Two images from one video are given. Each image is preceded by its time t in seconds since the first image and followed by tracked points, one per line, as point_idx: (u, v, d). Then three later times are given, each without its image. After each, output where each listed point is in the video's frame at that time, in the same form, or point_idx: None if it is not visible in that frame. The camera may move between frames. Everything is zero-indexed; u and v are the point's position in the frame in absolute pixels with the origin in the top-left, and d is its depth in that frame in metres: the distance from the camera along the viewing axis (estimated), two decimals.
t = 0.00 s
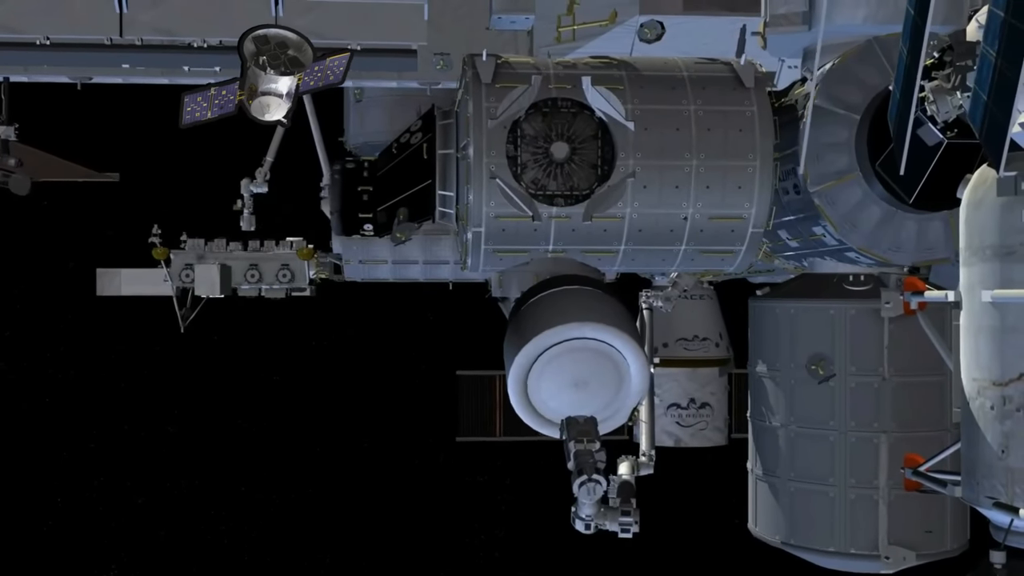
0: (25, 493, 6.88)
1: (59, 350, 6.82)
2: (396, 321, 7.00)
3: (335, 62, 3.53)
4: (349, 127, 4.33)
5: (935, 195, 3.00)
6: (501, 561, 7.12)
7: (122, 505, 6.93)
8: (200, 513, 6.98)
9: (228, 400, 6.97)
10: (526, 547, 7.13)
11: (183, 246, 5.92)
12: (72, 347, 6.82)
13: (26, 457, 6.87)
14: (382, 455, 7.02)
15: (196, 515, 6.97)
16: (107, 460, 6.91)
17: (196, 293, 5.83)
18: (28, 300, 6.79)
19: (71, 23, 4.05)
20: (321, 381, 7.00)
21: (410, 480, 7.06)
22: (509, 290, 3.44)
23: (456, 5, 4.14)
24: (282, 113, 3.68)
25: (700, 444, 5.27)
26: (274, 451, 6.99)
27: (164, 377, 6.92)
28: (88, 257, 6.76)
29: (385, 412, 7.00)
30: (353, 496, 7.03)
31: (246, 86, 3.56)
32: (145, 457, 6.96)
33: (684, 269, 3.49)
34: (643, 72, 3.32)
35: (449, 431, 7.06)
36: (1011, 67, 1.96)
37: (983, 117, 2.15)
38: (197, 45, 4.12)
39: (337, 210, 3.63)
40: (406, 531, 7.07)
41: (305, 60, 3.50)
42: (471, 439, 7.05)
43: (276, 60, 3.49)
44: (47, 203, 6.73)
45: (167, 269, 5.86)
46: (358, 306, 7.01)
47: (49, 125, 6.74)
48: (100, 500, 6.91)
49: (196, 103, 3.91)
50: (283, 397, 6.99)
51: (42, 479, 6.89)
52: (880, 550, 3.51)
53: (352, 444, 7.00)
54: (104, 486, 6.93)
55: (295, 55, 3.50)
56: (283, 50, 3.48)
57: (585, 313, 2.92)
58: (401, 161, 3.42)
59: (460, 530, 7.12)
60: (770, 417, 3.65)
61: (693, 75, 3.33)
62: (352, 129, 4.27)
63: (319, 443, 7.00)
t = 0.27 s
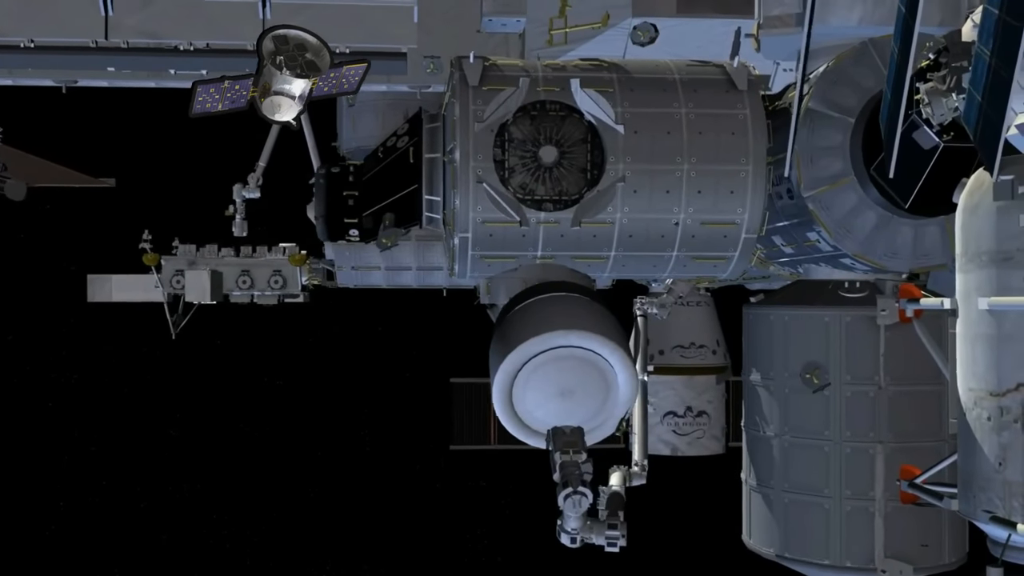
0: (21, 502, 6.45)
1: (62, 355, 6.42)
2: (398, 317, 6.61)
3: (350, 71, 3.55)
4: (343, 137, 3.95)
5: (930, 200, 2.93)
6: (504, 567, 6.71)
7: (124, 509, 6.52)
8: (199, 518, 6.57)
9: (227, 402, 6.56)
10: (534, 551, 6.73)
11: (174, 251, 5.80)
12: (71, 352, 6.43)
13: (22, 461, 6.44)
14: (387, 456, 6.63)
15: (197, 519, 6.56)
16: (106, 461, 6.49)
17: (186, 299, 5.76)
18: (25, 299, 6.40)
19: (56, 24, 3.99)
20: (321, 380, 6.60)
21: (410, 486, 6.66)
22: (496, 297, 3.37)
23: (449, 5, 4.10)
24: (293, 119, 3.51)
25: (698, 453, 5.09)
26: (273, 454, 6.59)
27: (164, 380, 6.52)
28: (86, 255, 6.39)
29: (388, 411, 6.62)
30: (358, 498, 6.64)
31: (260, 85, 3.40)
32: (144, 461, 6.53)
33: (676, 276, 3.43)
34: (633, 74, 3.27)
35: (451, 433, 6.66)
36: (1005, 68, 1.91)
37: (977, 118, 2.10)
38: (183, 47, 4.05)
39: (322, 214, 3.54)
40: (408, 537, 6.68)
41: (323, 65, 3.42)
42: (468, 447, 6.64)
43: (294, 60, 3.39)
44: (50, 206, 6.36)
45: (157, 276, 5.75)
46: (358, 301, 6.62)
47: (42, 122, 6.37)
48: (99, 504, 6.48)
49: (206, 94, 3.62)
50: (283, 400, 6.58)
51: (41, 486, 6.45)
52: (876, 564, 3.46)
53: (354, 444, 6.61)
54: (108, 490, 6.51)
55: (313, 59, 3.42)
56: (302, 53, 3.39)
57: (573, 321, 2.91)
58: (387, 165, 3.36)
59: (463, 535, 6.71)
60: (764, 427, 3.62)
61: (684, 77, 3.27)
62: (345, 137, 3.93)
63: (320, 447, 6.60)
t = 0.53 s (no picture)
0: (19, 506, 6.24)
1: (65, 358, 6.22)
2: (400, 319, 6.39)
3: (364, 81, 3.43)
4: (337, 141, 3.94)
5: (927, 205, 2.87)
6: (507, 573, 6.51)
7: (121, 516, 6.30)
8: (195, 527, 6.37)
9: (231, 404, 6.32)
10: (541, 557, 6.53)
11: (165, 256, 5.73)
12: (70, 355, 6.21)
13: (20, 463, 6.24)
14: (392, 458, 6.41)
15: (196, 526, 6.36)
16: (103, 465, 6.26)
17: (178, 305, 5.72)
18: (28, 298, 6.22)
19: (43, 27, 3.94)
20: (325, 381, 6.36)
21: (412, 490, 6.44)
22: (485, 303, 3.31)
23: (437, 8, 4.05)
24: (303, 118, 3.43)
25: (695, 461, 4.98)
26: (275, 456, 6.35)
27: (162, 385, 6.29)
28: (94, 255, 6.23)
29: (393, 413, 6.41)
30: (363, 502, 6.41)
31: (273, 82, 3.34)
32: (146, 464, 6.31)
33: (670, 282, 3.36)
34: (624, 76, 3.21)
35: (457, 434, 6.45)
36: (1000, 67, 1.94)
37: (972, 119, 2.12)
38: (171, 49, 3.99)
39: (308, 218, 3.46)
40: (411, 542, 6.45)
41: (340, 70, 3.30)
42: (462, 456, 6.42)
43: (308, 64, 3.29)
44: (53, 210, 6.21)
45: (148, 281, 5.71)
46: (361, 300, 6.39)
47: (38, 118, 6.24)
48: (105, 509, 6.28)
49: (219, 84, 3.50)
50: (285, 402, 6.34)
51: (42, 489, 6.24)
52: None
53: (357, 447, 6.38)
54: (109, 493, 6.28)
55: (329, 65, 3.30)
56: (319, 55, 3.29)
57: (559, 329, 2.94)
58: (374, 169, 3.30)
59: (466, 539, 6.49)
60: (759, 435, 3.68)
61: (676, 80, 3.22)
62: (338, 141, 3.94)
63: (323, 450, 6.37)
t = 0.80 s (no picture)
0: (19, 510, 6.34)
1: (68, 359, 6.30)
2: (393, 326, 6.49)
3: (378, 90, 3.38)
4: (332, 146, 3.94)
5: (924, 209, 2.81)
6: (508, 575, 6.61)
7: (120, 521, 6.39)
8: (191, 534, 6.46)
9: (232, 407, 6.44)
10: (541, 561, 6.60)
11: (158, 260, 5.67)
12: (71, 358, 6.30)
13: (20, 467, 6.33)
14: (392, 463, 6.49)
15: (197, 530, 6.44)
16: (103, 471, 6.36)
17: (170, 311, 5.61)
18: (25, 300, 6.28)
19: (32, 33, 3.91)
20: (322, 388, 6.47)
21: (413, 493, 6.51)
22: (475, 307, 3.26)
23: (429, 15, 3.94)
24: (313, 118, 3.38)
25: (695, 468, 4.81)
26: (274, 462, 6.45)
27: (160, 391, 6.39)
28: (93, 257, 6.34)
29: (392, 419, 6.49)
30: (364, 505, 6.48)
31: (288, 78, 3.28)
32: (146, 468, 6.40)
33: (664, 287, 3.31)
34: (616, 78, 3.16)
35: (454, 439, 6.51)
36: (994, 64, 1.93)
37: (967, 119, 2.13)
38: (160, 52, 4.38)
39: (294, 222, 3.40)
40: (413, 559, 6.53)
41: (355, 76, 3.21)
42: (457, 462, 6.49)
43: (325, 66, 3.21)
44: (56, 211, 6.29)
45: (140, 285, 5.58)
46: (369, 305, 6.52)
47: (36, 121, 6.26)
48: (106, 513, 6.37)
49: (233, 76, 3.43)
50: (292, 407, 6.46)
51: (42, 492, 6.33)
52: None
53: (359, 451, 6.46)
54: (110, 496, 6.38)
55: (345, 71, 3.22)
56: (337, 58, 3.21)
57: (547, 335, 2.90)
58: (362, 172, 3.25)
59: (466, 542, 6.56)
60: (754, 443, 3.66)
61: (669, 81, 3.17)
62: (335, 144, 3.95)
63: (327, 453, 6.47)
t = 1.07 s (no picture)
0: (21, 511, 6.26)
1: (69, 362, 6.22)
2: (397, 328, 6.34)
3: (391, 99, 3.00)
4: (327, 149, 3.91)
5: (920, 212, 2.77)
6: None
7: (120, 526, 6.30)
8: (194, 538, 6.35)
9: (234, 411, 6.33)
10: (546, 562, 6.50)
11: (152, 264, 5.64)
12: (71, 363, 6.22)
13: (22, 467, 6.25)
14: (394, 464, 6.36)
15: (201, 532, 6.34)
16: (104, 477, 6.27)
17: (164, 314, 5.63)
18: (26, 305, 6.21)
19: (16, 30, 3.82)
20: (323, 392, 6.34)
21: (411, 497, 6.40)
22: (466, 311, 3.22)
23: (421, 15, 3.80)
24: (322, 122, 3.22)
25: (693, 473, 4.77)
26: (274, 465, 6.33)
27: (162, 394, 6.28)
28: (94, 260, 6.24)
29: (393, 422, 6.37)
30: (366, 507, 6.38)
31: (302, 76, 3.16)
32: (146, 473, 6.31)
33: (658, 291, 3.27)
34: (610, 79, 3.12)
35: (454, 442, 6.41)
36: (989, 64, 1.93)
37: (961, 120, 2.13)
38: (150, 54, 3.91)
39: (284, 226, 3.37)
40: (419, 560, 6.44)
41: (368, 82, 3.05)
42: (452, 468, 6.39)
43: (341, 68, 3.09)
44: (56, 215, 6.19)
45: (134, 289, 5.62)
46: (369, 306, 6.38)
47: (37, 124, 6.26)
48: (109, 513, 6.30)
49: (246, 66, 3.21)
50: (291, 411, 6.33)
51: (45, 493, 6.26)
52: None
53: (360, 452, 6.34)
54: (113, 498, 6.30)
55: (362, 75, 3.08)
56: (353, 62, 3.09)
57: (537, 339, 2.87)
58: (351, 174, 3.22)
59: (468, 544, 6.48)
60: (749, 450, 3.62)
61: (663, 83, 3.13)
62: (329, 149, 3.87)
63: (327, 455, 6.34)
